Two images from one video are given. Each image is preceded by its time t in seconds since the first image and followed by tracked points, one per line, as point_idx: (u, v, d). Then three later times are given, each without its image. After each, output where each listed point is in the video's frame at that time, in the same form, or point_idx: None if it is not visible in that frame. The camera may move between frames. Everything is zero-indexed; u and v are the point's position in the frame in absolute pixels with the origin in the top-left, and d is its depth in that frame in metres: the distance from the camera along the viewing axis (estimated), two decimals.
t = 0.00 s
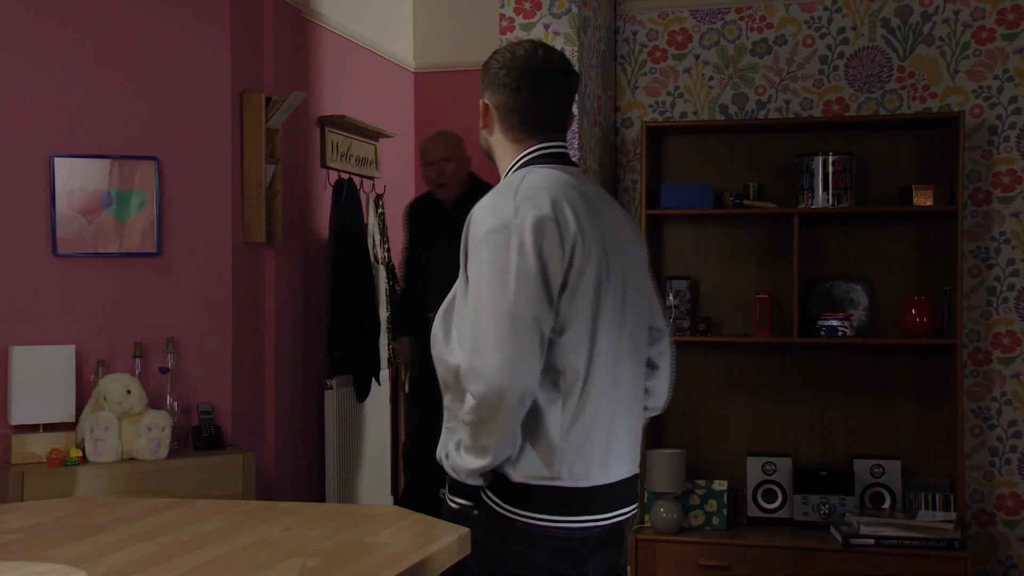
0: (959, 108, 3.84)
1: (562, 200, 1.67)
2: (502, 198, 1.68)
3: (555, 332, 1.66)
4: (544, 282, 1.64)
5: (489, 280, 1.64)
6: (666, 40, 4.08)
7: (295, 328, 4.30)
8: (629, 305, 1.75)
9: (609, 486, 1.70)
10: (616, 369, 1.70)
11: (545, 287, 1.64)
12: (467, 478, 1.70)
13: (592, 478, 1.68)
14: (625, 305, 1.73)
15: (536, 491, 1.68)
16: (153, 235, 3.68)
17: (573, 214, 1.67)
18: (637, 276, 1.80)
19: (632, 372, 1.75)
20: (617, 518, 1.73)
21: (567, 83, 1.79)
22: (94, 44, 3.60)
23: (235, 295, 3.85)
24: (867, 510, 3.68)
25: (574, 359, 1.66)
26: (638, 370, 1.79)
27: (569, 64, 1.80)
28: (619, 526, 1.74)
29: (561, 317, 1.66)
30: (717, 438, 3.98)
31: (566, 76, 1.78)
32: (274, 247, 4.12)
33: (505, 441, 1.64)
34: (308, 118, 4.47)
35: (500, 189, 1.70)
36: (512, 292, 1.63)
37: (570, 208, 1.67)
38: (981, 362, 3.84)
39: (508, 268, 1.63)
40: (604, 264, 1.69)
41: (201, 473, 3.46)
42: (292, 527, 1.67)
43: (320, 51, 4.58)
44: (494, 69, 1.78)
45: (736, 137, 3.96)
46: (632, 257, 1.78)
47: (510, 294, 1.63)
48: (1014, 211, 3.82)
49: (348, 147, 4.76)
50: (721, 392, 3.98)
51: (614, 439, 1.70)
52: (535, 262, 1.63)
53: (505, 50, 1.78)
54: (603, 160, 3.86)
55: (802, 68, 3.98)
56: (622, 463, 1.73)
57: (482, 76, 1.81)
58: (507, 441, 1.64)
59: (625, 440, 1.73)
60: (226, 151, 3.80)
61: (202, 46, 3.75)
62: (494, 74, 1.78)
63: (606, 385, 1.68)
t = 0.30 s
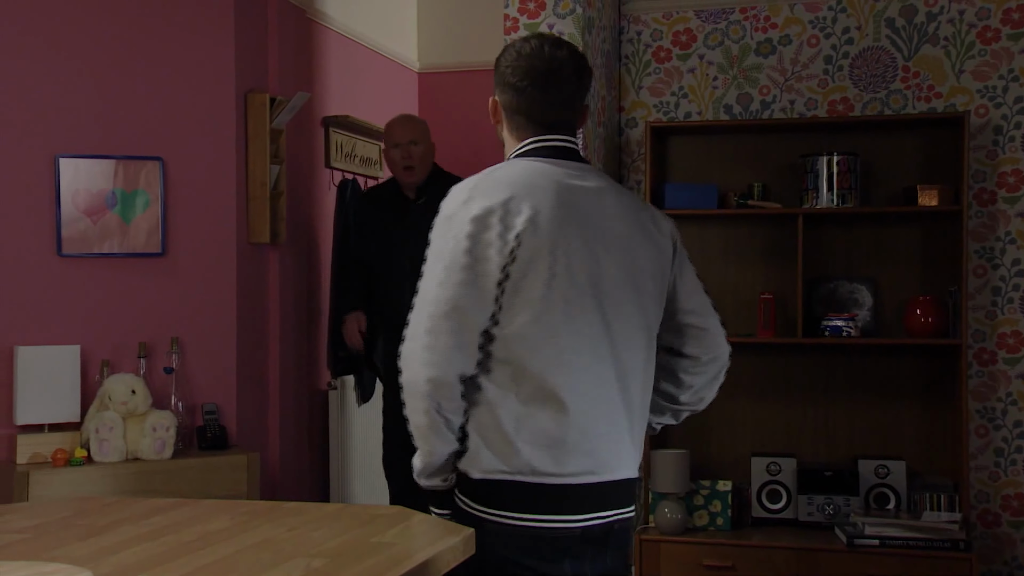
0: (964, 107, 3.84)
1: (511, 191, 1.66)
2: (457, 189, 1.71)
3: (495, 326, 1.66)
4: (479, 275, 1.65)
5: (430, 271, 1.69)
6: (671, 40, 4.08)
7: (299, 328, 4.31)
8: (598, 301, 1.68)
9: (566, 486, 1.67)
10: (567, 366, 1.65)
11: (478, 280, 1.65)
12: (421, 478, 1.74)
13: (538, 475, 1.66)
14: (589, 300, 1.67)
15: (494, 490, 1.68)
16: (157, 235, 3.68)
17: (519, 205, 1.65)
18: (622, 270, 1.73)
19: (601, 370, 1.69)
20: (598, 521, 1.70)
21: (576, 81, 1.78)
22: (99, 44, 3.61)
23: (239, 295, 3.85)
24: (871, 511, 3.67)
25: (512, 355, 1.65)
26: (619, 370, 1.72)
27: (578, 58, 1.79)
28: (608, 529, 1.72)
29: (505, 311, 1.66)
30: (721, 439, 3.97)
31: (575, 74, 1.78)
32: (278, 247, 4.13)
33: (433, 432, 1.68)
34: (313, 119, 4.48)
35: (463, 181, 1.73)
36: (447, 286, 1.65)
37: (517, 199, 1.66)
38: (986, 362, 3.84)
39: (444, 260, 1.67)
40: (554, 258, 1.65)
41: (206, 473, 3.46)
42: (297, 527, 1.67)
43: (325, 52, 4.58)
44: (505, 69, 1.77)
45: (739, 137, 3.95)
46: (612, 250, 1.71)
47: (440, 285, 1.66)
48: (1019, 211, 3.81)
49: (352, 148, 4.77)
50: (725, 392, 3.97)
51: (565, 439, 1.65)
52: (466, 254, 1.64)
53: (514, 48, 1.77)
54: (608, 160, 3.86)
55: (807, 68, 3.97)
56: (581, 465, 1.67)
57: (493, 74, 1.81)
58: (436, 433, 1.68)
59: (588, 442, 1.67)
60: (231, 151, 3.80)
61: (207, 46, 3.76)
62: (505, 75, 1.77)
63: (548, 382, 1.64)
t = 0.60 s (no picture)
0: (967, 108, 3.84)
1: (472, 195, 1.68)
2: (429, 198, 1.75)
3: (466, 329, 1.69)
4: (444, 279, 1.68)
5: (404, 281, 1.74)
6: (673, 40, 4.08)
7: (301, 329, 4.31)
8: (571, 297, 1.68)
9: (553, 487, 1.67)
10: (536, 364, 1.65)
11: (446, 286, 1.68)
12: (415, 488, 1.77)
13: (522, 478, 1.66)
14: (560, 296, 1.67)
15: (486, 496, 1.69)
16: (159, 235, 3.68)
17: (479, 207, 1.67)
18: (599, 264, 1.71)
19: (579, 365, 1.67)
20: (597, 525, 1.70)
21: (555, 80, 1.78)
22: (100, 44, 3.59)
23: (241, 296, 3.85)
24: (874, 511, 3.67)
25: (484, 357, 1.67)
26: (602, 363, 1.69)
27: (557, 57, 1.78)
28: (613, 536, 1.72)
29: (476, 314, 1.68)
30: (724, 440, 3.97)
31: (554, 74, 1.77)
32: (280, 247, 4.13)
33: (413, 440, 1.72)
34: (315, 119, 4.48)
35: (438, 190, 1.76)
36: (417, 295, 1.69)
37: (477, 201, 1.68)
38: (988, 363, 3.84)
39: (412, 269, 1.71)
40: (521, 259, 1.66)
41: (208, 474, 3.46)
42: (298, 528, 1.67)
43: (327, 53, 4.58)
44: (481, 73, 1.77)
45: (741, 137, 3.95)
46: (590, 247, 1.71)
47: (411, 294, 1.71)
48: (1022, 211, 3.81)
49: (354, 149, 4.78)
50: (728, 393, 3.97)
51: (541, 438, 1.65)
52: (428, 261, 1.67)
53: (489, 52, 1.77)
54: (609, 160, 3.86)
55: (809, 68, 3.97)
56: (563, 463, 1.66)
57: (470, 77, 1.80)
58: (416, 440, 1.72)
59: (568, 439, 1.66)
60: (233, 151, 3.80)
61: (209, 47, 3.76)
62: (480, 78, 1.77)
63: (518, 382, 1.64)
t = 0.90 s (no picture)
0: (969, 108, 3.84)
1: (497, 199, 1.66)
2: (450, 196, 1.72)
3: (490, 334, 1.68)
4: (468, 285, 1.66)
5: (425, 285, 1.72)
6: (674, 40, 4.08)
7: (303, 328, 4.31)
8: (592, 302, 1.67)
9: (566, 487, 1.67)
10: (559, 370, 1.64)
11: (468, 290, 1.66)
12: (430, 487, 1.78)
13: (532, 479, 1.66)
14: (582, 303, 1.66)
15: (499, 496, 1.70)
16: (161, 236, 3.68)
17: (505, 212, 1.65)
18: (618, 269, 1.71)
19: (598, 370, 1.67)
20: (602, 522, 1.70)
21: (572, 76, 1.78)
22: (102, 44, 3.59)
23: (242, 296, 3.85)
24: (876, 512, 3.66)
25: (503, 363, 1.66)
26: (620, 367, 1.69)
27: (573, 54, 1.79)
28: (620, 532, 1.72)
29: (498, 321, 1.67)
30: (726, 440, 3.97)
31: (571, 69, 1.77)
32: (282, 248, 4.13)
33: (434, 444, 1.72)
34: (318, 120, 4.48)
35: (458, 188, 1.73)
36: (438, 298, 1.67)
37: (503, 206, 1.65)
38: (990, 363, 3.83)
39: (434, 273, 1.69)
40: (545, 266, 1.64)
41: (210, 474, 3.46)
42: (300, 528, 1.67)
43: (329, 53, 4.58)
44: (498, 68, 1.77)
45: (743, 137, 3.95)
46: (609, 255, 1.70)
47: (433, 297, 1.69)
48: None
49: (356, 149, 4.79)
50: (730, 393, 3.97)
51: (562, 443, 1.65)
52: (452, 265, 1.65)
53: (506, 46, 1.77)
54: (611, 160, 3.85)
55: (811, 68, 3.97)
56: (582, 468, 1.67)
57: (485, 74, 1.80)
58: (436, 444, 1.72)
59: (587, 444, 1.66)
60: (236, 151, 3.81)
61: (211, 47, 3.76)
62: (497, 73, 1.77)
63: (540, 387, 1.65)
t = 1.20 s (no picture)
0: (973, 107, 3.83)
1: (528, 203, 1.65)
2: (478, 196, 1.70)
3: (510, 340, 1.67)
4: (495, 290, 1.65)
5: (446, 284, 1.70)
6: (678, 40, 4.08)
7: (306, 328, 4.31)
8: (610, 314, 1.68)
9: (571, 488, 1.67)
10: (578, 380, 1.65)
11: (494, 294, 1.64)
12: (431, 485, 1.76)
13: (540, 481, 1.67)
14: (602, 314, 1.67)
15: (503, 495, 1.70)
16: (165, 235, 3.68)
17: (535, 218, 1.64)
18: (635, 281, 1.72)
19: (611, 383, 1.68)
20: (603, 519, 1.70)
21: (600, 78, 1.77)
22: (105, 44, 3.59)
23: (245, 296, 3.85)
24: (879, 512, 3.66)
25: (521, 369, 1.66)
26: (631, 380, 1.71)
27: (602, 58, 1.79)
28: (620, 529, 1.72)
29: (519, 327, 1.66)
30: (729, 440, 3.96)
31: (599, 70, 1.77)
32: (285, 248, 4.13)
33: (445, 444, 1.69)
34: (321, 120, 4.48)
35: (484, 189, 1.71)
36: (462, 300, 1.66)
37: (533, 212, 1.64)
38: (994, 363, 3.83)
39: (459, 274, 1.67)
40: (569, 275, 1.65)
41: (213, 474, 3.46)
42: (303, 527, 1.67)
43: (332, 53, 4.58)
44: (529, 65, 1.75)
45: (747, 137, 3.95)
46: (626, 266, 1.71)
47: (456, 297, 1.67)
48: None
49: (359, 149, 4.81)
50: (733, 393, 3.96)
51: (575, 453, 1.66)
52: (481, 268, 1.64)
53: (538, 43, 1.76)
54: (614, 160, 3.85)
55: (814, 67, 3.97)
56: (591, 477, 1.68)
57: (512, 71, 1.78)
58: (447, 445, 1.69)
59: (598, 455, 1.68)
60: (239, 151, 3.81)
61: (215, 47, 3.77)
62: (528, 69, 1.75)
63: (558, 395, 1.65)
